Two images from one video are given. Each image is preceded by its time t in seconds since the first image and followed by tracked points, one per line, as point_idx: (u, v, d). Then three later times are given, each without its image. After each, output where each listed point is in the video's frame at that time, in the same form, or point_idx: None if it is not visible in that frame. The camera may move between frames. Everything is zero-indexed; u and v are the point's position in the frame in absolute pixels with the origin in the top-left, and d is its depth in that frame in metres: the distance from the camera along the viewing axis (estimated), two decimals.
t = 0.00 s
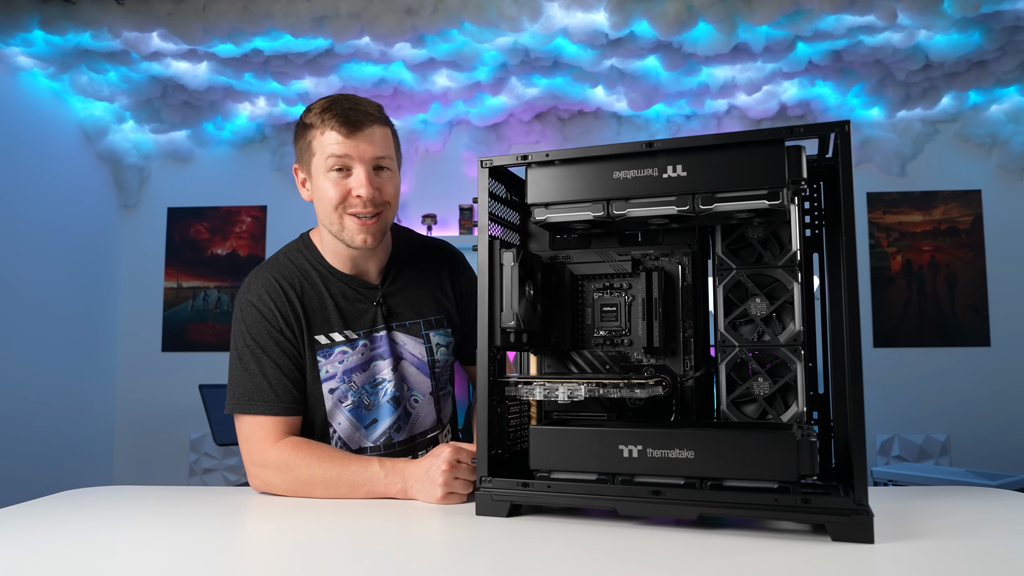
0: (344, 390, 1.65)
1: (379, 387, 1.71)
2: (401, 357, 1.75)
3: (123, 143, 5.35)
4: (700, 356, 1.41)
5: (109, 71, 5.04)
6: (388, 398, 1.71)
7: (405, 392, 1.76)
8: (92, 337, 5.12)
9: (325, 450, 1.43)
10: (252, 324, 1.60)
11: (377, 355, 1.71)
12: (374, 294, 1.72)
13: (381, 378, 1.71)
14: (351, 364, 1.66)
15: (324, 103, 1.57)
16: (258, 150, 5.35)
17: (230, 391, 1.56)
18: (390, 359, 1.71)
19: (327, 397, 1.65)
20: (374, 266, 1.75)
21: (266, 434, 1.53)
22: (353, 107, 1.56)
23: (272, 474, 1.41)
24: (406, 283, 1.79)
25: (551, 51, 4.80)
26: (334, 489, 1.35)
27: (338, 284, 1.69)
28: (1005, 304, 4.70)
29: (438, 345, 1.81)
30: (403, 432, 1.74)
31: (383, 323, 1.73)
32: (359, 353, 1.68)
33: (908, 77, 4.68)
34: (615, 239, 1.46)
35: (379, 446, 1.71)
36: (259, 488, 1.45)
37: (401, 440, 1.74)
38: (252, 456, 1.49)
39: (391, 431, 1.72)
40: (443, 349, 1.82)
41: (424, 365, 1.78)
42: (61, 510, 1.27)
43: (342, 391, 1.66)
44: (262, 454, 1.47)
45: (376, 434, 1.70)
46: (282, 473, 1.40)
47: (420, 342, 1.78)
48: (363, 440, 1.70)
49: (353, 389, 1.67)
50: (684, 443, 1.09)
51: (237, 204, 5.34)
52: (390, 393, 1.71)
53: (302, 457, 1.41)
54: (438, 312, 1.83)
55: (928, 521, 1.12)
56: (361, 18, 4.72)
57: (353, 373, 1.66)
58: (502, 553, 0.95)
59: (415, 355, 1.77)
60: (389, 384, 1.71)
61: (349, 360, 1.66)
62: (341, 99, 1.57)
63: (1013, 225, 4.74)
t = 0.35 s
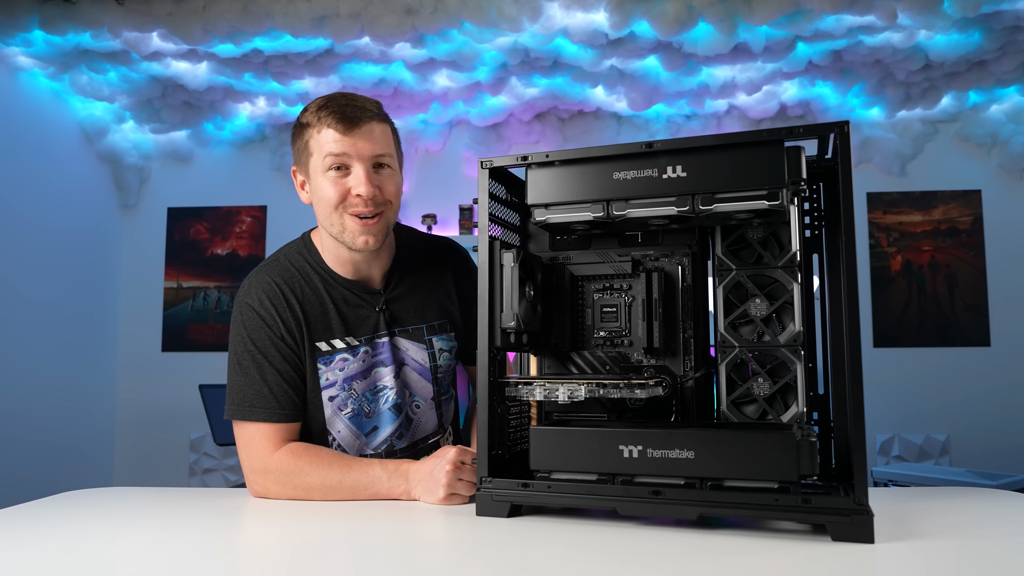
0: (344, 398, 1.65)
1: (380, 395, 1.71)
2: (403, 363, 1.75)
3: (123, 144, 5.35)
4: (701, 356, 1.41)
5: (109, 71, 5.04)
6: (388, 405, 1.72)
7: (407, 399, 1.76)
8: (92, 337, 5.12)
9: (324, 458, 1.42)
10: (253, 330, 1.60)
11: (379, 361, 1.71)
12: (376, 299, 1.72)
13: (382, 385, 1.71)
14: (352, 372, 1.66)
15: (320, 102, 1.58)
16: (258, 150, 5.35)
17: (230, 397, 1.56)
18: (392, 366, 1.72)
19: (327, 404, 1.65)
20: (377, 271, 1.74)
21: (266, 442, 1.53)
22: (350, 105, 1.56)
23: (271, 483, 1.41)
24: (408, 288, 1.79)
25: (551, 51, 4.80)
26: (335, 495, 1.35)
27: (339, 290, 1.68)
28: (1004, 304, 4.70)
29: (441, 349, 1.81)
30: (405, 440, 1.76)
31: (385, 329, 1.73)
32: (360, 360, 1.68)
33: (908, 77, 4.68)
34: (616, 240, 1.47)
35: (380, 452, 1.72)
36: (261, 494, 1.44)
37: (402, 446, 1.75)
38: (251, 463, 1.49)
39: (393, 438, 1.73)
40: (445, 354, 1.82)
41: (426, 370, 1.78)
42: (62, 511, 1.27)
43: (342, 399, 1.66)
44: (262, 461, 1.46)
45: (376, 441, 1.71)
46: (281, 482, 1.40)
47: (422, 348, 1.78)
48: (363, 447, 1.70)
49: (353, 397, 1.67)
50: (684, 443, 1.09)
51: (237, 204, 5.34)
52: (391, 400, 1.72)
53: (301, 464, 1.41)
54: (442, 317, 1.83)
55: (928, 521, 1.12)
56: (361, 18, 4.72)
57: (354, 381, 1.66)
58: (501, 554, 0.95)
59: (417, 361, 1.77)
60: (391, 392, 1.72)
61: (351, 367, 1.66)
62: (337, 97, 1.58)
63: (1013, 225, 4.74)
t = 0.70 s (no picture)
0: (340, 396, 1.65)
1: (376, 393, 1.71)
2: (399, 362, 1.75)
3: (123, 144, 5.35)
4: (701, 356, 1.41)
5: (109, 71, 5.04)
6: (384, 403, 1.72)
7: (404, 398, 1.76)
8: (92, 337, 5.12)
9: (323, 458, 1.42)
10: (250, 330, 1.60)
11: (374, 360, 1.71)
12: (372, 298, 1.73)
13: (378, 383, 1.71)
14: (347, 369, 1.66)
15: (329, 98, 1.57)
16: (258, 150, 5.35)
17: (228, 397, 1.56)
18: (388, 364, 1.72)
19: (322, 402, 1.64)
20: (372, 270, 1.76)
21: (267, 442, 1.52)
22: (358, 105, 1.56)
23: (272, 483, 1.41)
24: (403, 288, 1.80)
25: (551, 51, 4.80)
26: (335, 496, 1.35)
27: (334, 288, 1.69)
28: (1004, 304, 4.70)
29: (436, 349, 1.82)
30: (403, 438, 1.74)
31: (380, 327, 1.74)
32: (355, 358, 1.68)
33: (908, 77, 4.68)
34: (616, 239, 1.47)
35: (378, 451, 1.71)
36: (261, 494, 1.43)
37: (400, 445, 1.74)
38: (251, 463, 1.49)
39: (390, 437, 1.73)
40: (440, 354, 1.82)
41: (422, 369, 1.78)
42: (62, 511, 1.27)
43: (337, 396, 1.65)
44: (262, 462, 1.46)
45: (373, 440, 1.70)
46: (281, 482, 1.40)
47: (417, 347, 1.78)
48: (361, 446, 1.68)
49: (349, 395, 1.66)
50: (684, 443, 1.09)
51: (237, 204, 5.34)
52: (387, 399, 1.72)
53: (302, 465, 1.41)
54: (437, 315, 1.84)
55: (928, 521, 1.11)
56: (361, 18, 4.72)
57: (349, 378, 1.66)
58: (501, 553, 0.95)
59: (412, 360, 1.77)
60: (387, 390, 1.72)
61: (346, 365, 1.66)
62: (347, 96, 1.57)
63: (1013, 226, 4.74)
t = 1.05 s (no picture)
0: (333, 395, 1.65)
1: (370, 391, 1.71)
2: (392, 361, 1.74)
3: (123, 144, 5.35)
4: (700, 356, 1.41)
5: (109, 71, 5.04)
6: (379, 402, 1.71)
7: (398, 397, 1.75)
8: (92, 337, 5.12)
9: (320, 458, 1.42)
10: (243, 331, 1.61)
11: (367, 359, 1.71)
12: (365, 295, 1.72)
13: (372, 382, 1.71)
14: (340, 368, 1.66)
15: (336, 87, 1.62)
16: (257, 150, 5.35)
17: (223, 397, 1.56)
18: (380, 363, 1.71)
19: (317, 400, 1.65)
20: (365, 267, 1.75)
21: (263, 441, 1.52)
22: (366, 92, 1.61)
23: (270, 483, 1.41)
24: (396, 286, 1.78)
25: (551, 51, 4.80)
26: (335, 496, 1.35)
27: (326, 286, 1.68)
28: (1005, 304, 4.70)
29: (429, 348, 1.79)
30: (400, 436, 1.73)
31: (373, 325, 1.72)
32: (348, 356, 1.67)
33: (908, 77, 4.68)
34: (615, 239, 1.47)
35: (372, 450, 1.71)
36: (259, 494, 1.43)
37: (396, 444, 1.73)
38: (249, 463, 1.48)
39: (385, 435, 1.72)
40: (434, 353, 1.80)
41: (415, 369, 1.76)
42: (62, 511, 1.27)
43: (331, 396, 1.65)
44: (260, 461, 1.46)
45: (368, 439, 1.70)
46: (281, 482, 1.39)
47: (410, 346, 1.76)
48: (355, 445, 1.68)
49: (342, 394, 1.66)
50: (684, 443, 1.09)
51: (237, 204, 5.34)
52: (381, 398, 1.71)
53: (301, 465, 1.41)
54: (430, 314, 1.81)
55: (928, 521, 1.11)
56: (361, 18, 4.72)
57: (342, 378, 1.66)
58: (501, 554, 0.95)
59: (405, 359, 1.76)
60: (380, 389, 1.71)
61: (338, 364, 1.66)
62: (354, 86, 1.63)
63: (1013, 226, 4.74)
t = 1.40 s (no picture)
0: (332, 394, 1.65)
1: (370, 389, 1.71)
2: (391, 358, 1.74)
3: (123, 144, 5.35)
4: (700, 356, 1.41)
5: (109, 72, 5.04)
6: (379, 400, 1.71)
7: (397, 395, 1.75)
8: (92, 337, 5.12)
9: (318, 457, 1.42)
10: (240, 330, 1.61)
11: (366, 357, 1.70)
12: (362, 294, 1.71)
13: (371, 380, 1.71)
14: (339, 367, 1.66)
15: (328, 85, 1.61)
16: (257, 150, 5.35)
17: (221, 397, 1.56)
18: (379, 360, 1.71)
19: (316, 400, 1.65)
20: (362, 265, 1.75)
21: (262, 441, 1.52)
22: (358, 89, 1.60)
23: (270, 483, 1.41)
24: (393, 282, 1.78)
25: (551, 51, 4.80)
26: (335, 496, 1.35)
27: (323, 285, 1.68)
28: (1005, 304, 4.70)
29: (428, 344, 1.79)
30: (400, 434, 1.73)
31: (371, 323, 1.72)
32: (347, 355, 1.67)
33: (908, 77, 4.68)
34: (615, 239, 1.46)
35: (373, 448, 1.70)
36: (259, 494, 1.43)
37: (396, 441, 1.73)
38: (249, 463, 1.48)
39: (385, 433, 1.72)
40: (433, 348, 1.80)
41: (415, 365, 1.76)
42: (62, 511, 1.27)
43: (330, 395, 1.65)
44: (260, 461, 1.46)
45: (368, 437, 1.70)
46: (281, 482, 1.40)
47: (409, 342, 1.77)
48: (355, 444, 1.68)
49: (342, 392, 1.66)
50: (684, 443, 1.09)
51: (237, 204, 5.34)
52: (381, 395, 1.71)
53: (301, 465, 1.41)
54: (429, 309, 1.82)
55: (928, 521, 1.11)
56: (361, 18, 4.72)
57: (342, 376, 1.66)
58: (501, 554, 0.95)
59: (404, 356, 1.76)
60: (380, 386, 1.71)
61: (337, 362, 1.66)
62: (347, 82, 1.62)
63: (1013, 226, 4.74)
